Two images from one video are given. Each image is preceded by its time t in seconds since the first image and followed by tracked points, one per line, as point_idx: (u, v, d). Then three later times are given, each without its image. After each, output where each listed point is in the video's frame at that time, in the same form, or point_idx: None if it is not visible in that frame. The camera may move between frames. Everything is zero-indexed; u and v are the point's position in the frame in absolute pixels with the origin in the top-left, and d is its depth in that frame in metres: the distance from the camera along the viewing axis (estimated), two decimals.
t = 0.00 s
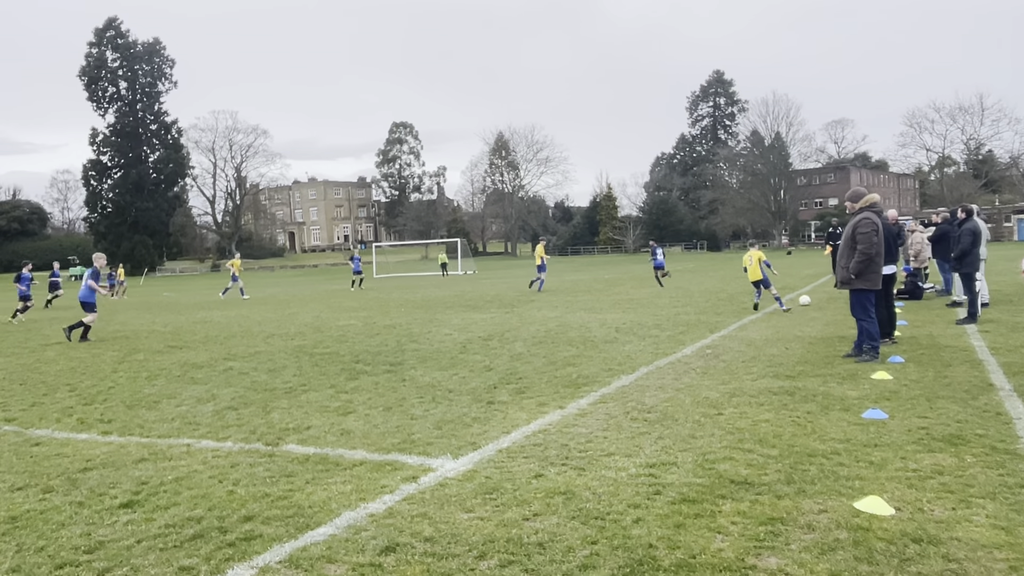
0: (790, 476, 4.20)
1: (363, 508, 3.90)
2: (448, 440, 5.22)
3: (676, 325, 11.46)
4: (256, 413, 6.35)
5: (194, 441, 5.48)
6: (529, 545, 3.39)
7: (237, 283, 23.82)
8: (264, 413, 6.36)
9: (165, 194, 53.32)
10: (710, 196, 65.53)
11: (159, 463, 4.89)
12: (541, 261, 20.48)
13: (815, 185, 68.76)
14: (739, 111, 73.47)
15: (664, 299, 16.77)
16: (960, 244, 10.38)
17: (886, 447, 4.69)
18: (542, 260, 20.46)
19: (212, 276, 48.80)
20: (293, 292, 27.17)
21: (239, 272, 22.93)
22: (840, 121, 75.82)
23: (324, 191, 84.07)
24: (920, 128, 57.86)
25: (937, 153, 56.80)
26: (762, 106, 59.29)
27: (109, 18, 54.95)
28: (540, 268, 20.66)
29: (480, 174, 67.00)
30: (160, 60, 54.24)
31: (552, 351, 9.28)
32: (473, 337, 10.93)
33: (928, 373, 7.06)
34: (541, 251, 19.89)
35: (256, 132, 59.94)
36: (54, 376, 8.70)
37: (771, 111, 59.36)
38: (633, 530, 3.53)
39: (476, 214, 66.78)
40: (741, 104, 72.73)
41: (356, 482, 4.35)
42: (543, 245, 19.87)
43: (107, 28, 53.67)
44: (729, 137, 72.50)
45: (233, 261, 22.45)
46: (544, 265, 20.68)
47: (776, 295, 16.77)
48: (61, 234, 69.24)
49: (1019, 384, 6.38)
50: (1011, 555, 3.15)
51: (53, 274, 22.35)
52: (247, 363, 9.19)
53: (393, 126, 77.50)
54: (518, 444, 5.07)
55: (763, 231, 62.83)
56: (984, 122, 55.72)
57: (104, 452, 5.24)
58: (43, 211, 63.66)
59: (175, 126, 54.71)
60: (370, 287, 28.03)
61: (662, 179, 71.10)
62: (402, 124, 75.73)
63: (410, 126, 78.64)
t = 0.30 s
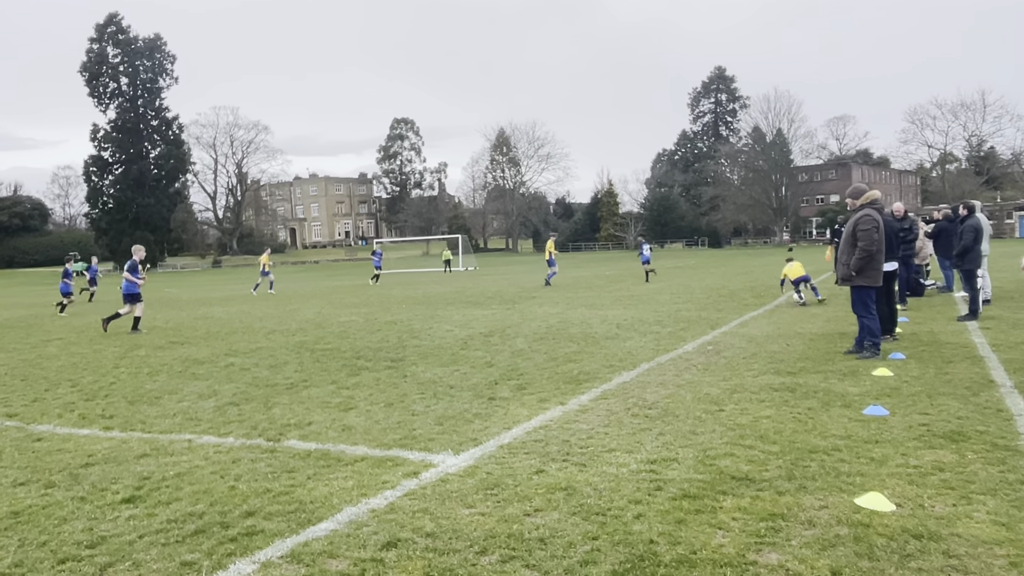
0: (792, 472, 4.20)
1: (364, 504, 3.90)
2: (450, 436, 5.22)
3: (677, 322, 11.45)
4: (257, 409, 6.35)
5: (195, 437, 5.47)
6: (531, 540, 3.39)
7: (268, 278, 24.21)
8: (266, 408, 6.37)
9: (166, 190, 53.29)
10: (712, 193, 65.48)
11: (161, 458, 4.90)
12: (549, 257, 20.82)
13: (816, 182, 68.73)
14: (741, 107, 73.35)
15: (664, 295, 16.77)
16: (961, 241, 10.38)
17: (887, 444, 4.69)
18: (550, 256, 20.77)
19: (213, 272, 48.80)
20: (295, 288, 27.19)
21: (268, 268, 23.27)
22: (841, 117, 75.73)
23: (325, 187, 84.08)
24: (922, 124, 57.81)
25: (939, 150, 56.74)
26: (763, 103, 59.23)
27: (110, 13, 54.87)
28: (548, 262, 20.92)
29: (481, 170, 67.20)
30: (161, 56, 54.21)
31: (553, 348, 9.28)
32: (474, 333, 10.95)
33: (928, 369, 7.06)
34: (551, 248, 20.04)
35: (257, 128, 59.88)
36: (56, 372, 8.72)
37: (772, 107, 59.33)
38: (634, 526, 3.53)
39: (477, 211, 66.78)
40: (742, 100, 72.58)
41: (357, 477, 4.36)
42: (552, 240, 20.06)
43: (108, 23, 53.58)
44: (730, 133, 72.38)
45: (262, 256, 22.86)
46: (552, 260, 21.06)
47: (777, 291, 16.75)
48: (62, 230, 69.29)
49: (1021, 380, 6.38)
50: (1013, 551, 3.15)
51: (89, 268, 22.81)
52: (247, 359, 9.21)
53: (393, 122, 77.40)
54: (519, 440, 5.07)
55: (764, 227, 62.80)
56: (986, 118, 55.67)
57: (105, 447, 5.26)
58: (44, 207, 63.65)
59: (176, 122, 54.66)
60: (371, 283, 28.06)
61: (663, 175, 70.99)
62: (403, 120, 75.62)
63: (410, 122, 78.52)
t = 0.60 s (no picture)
0: (793, 468, 4.20)
1: (366, 498, 3.91)
2: (451, 431, 5.23)
3: (679, 317, 11.44)
4: (259, 403, 6.37)
5: (197, 431, 5.48)
6: (533, 535, 3.39)
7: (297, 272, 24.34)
8: (268, 403, 6.38)
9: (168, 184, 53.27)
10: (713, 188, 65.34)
11: (163, 453, 4.91)
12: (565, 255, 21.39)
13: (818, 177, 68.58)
14: (743, 102, 73.15)
15: (667, 290, 16.75)
16: (965, 237, 10.35)
17: (889, 439, 4.69)
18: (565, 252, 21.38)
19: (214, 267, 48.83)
20: (296, 283, 27.19)
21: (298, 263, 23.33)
22: (844, 112, 75.53)
23: (327, 182, 84.02)
24: (924, 119, 57.69)
25: (942, 145, 56.63)
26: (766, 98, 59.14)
27: (111, 7, 54.79)
28: (563, 257, 21.32)
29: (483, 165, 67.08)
30: (163, 50, 54.13)
31: (555, 342, 9.29)
32: (476, 328, 10.95)
33: (930, 365, 7.06)
34: (566, 243, 20.44)
35: (259, 122, 59.81)
36: (59, 366, 8.72)
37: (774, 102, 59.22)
38: (636, 520, 3.53)
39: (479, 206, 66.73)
40: (745, 95, 72.36)
41: (359, 471, 4.36)
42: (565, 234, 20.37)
43: (110, 17, 53.50)
44: (732, 128, 72.21)
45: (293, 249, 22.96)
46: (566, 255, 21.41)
47: (779, 286, 16.70)
48: (64, 224, 69.36)
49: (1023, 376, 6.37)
50: (1015, 547, 3.14)
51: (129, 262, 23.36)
52: (249, 353, 9.21)
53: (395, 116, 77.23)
54: (521, 435, 5.07)
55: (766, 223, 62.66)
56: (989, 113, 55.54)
57: (108, 441, 5.27)
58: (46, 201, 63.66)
59: (178, 117, 54.59)
60: (373, 278, 28.03)
61: (665, 170, 70.85)
62: (405, 115, 75.45)
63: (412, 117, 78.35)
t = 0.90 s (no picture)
0: (795, 462, 4.20)
1: (369, 492, 3.92)
2: (454, 425, 5.23)
3: (682, 312, 11.44)
4: (262, 396, 6.38)
5: (200, 424, 5.49)
6: (535, 529, 3.40)
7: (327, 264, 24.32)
8: (271, 396, 6.39)
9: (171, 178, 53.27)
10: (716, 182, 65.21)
11: (167, 446, 4.92)
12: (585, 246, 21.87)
13: (822, 172, 68.41)
14: (746, 97, 72.91)
15: (669, 285, 16.75)
16: (967, 232, 10.31)
17: (891, 435, 4.68)
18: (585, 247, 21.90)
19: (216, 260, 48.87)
20: (299, 276, 27.18)
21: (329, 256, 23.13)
22: (847, 107, 75.28)
23: (329, 175, 84.01)
24: (928, 114, 57.52)
25: (946, 140, 56.48)
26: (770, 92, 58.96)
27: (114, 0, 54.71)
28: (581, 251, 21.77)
29: (485, 159, 67.00)
30: (165, 43, 54.06)
31: (558, 337, 9.30)
32: (478, 322, 10.96)
33: (933, 360, 7.05)
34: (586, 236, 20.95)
35: (261, 116, 59.71)
36: (62, 359, 8.75)
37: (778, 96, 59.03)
38: (637, 515, 3.54)
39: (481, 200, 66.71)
40: (748, 90, 72.14)
41: (362, 465, 4.37)
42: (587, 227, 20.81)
43: (112, 10, 53.43)
44: (736, 122, 72.01)
45: (324, 245, 22.73)
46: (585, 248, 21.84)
47: (782, 281, 16.69)
48: (66, 217, 69.43)
49: None
50: (1016, 543, 3.15)
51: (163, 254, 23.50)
52: (252, 347, 9.23)
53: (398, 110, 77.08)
54: (523, 430, 5.07)
55: (769, 217, 62.54)
56: (993, 108, 55.35)
57: (111, 434, 5.28)
58: (48, 194, 63.70)
59: (180, 110, 54.52)
60: (375, 272, 28.03)
61: (668, 165, 70.66)
62: (407, 108, 75.32)
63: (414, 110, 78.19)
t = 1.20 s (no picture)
0: (799, 457, 4.19)
1: (373, 484, 3.91)
2: (457, 418, 5.23)
3: (685, 306, 11.42)
4: (265, 389, 6.38)
5: (204, 416, 5.50)
6: (538, 522, 3.39)
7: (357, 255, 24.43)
8: (274, 389, 6.39)
9: (174, 170, 53.24)
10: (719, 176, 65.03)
11: (170, 437, 4.93)
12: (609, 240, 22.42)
13: (826, 166, 68.18)
14: (750, 90, 72.64)
15: (673, 279, 16.73)
16: (972, 227, 10.26)
17: (896, 429, 4.66)
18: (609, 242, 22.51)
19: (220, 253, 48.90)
20: (302, 270, 27.19)
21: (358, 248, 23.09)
22: (852, 101, 74.95)
23: (332, 169, 84.02)
24: (933, 108, 57.28)
25: (950, 134, 56.28)
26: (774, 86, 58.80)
27: None
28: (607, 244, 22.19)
29: (488, 152, 66.88)
30: (168, 36, 54.00)
31: (560, 330, 9.29)
32: (481, 316, 10.95)
33: (937, 355, 7.02)
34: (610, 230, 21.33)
35: (265, 109, 59.66)
36: (65, 351, 8.76)
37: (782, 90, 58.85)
38: (641, 508, 3.53)
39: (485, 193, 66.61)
40: (752, 84, 71.83)
41: (365, 458, 4.36)
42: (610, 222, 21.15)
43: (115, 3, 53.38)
44: (740, 116, 71.75)
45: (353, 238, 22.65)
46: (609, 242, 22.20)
47: (786, 276, 16.63)
48: (69, 210, 69.46)
49: None
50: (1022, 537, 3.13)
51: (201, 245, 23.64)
52: (255, 339, 9.23)
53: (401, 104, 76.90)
54: (526, 423, 5.07)
55: (772, 212, 62.36)
56: (999, 103, 55.13)
57: (115, 426, 5.29)
58: (52, 187, 63.80)
59: (183, 103, 54.48)
60: (378, 266, 28.02)
61: (671, 159, 70.42)
62: (410, 102, 75.13)
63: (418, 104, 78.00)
